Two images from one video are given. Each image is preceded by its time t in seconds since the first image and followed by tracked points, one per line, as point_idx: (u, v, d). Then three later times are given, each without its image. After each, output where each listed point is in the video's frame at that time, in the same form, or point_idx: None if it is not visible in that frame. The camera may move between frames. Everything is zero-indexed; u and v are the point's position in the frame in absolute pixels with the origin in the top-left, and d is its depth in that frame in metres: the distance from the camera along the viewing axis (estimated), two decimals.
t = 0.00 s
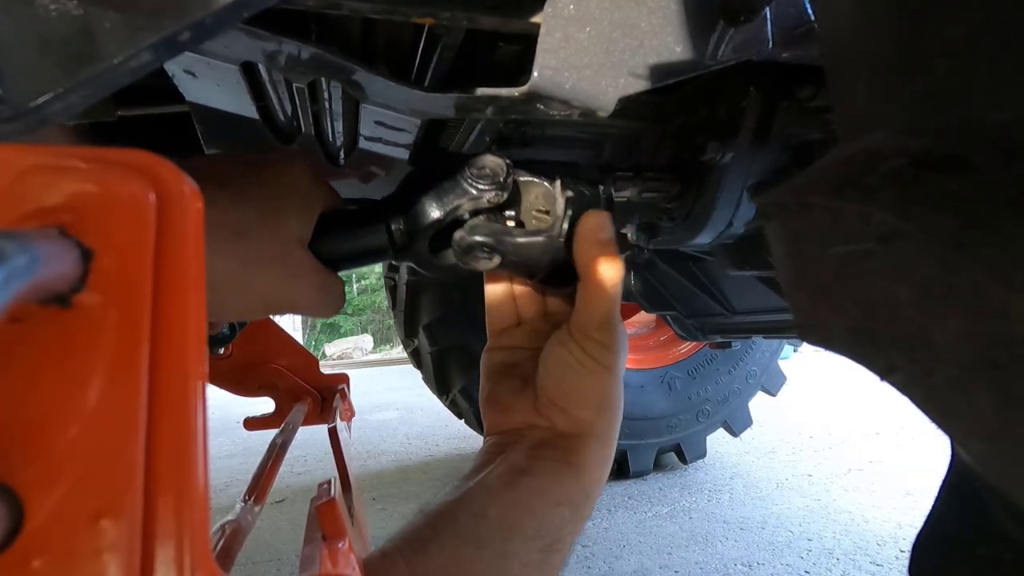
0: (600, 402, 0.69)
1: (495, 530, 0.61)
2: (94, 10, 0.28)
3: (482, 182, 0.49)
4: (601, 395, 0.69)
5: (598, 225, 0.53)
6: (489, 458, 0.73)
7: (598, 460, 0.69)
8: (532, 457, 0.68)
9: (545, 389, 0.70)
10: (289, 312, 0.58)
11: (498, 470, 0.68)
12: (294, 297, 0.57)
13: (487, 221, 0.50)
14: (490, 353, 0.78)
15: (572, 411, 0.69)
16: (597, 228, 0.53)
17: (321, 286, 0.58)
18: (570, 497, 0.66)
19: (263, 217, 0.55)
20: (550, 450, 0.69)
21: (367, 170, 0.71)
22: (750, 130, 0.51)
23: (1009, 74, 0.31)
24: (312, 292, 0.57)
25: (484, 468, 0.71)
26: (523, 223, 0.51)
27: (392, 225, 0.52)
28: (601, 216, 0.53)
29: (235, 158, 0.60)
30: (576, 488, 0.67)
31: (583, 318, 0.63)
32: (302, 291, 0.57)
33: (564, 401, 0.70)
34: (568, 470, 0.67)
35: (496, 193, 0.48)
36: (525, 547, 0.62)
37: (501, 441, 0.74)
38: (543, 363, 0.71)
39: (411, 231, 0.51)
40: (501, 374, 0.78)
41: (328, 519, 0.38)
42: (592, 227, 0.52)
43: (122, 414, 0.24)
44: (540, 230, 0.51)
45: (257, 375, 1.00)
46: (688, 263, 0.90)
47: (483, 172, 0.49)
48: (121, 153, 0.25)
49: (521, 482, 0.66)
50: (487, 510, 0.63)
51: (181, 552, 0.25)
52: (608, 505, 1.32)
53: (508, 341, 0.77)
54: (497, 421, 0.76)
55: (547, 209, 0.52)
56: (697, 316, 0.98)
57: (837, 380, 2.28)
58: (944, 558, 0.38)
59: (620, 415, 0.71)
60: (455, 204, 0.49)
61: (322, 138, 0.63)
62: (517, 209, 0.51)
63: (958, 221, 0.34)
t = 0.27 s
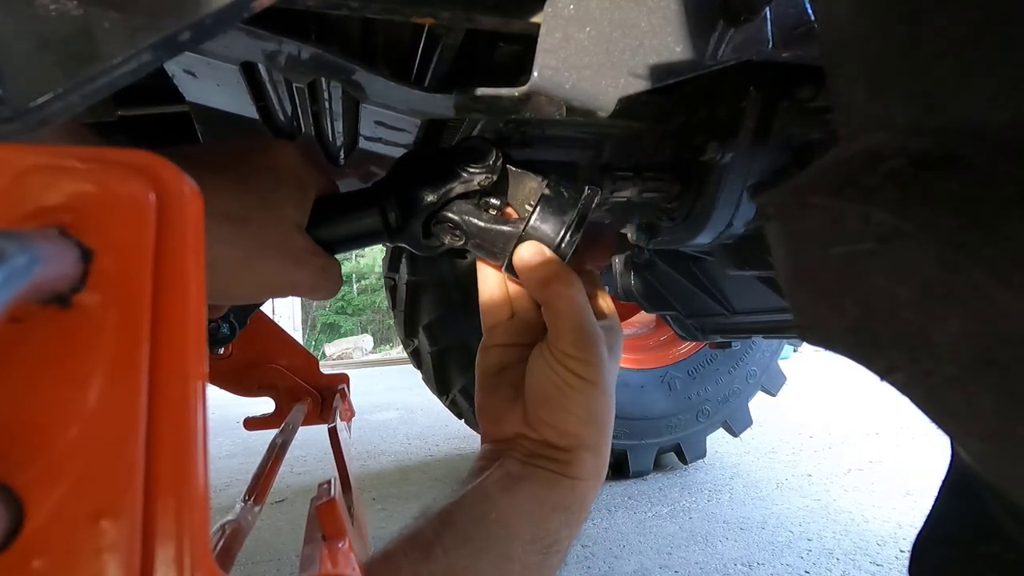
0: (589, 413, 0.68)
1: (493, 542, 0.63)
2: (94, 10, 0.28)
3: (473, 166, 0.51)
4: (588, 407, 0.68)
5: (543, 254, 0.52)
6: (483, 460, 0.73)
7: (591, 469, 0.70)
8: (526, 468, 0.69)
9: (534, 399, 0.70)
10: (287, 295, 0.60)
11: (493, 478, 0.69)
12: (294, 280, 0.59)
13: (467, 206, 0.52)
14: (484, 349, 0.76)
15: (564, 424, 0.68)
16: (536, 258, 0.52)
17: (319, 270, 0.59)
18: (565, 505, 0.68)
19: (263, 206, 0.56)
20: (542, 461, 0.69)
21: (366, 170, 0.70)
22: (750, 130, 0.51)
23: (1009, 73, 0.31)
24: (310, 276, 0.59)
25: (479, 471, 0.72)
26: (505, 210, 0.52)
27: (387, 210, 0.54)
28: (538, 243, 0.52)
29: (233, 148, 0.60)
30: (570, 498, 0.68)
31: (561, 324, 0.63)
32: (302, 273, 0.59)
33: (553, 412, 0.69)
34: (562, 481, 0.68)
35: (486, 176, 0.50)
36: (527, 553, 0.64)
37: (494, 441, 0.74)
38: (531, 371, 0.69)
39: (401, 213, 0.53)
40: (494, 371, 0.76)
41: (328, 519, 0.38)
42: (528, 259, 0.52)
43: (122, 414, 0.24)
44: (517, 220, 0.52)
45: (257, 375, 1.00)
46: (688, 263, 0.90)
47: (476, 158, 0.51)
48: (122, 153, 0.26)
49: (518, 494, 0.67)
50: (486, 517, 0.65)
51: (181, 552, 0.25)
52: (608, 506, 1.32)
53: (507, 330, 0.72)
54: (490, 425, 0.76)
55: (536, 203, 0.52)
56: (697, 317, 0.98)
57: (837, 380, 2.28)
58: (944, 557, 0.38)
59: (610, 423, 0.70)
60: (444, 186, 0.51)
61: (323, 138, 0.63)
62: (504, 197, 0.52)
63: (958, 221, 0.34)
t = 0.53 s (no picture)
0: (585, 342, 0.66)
1: (484, 483, 0.61)
2: (95, 10, 0.28)
3: (476, 174, 0.53)
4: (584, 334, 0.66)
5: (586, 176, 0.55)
6: (486, 412, 0.72)
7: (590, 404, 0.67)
8: (522, 408, 0.67)
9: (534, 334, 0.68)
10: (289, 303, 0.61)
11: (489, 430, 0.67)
12: (296, 288, 0.60)
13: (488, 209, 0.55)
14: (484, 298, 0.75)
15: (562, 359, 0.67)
16: (583, 185, 0.54)
17: (321, 279, 0.62)
18: (562, 443, 0.65)
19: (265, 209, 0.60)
20: (539, 397, 0.67)
21: (367, 170, 0.71)
22: (750, 130, 0.51)
23: (1009, 73, 0.31)
24: (312, 284, 0.61)
25: (478, 428, 0.70)
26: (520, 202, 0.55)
27: (391, 219, 0.59)
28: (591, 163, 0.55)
29: (248, 160, 0.64)
30: (566, 434, 0.65)
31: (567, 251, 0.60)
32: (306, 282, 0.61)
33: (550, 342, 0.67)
34: (558, 414, 0.66)
35: (488, 183, 0.53)
36: (521, 491, 0.61)
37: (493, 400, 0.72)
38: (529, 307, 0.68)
39: (409, 222, 0.58)
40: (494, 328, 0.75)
41: (329, 519, 0.38)
42: (573, 187, 0.54)
43: (122, 414, 0.24)
44: (538, 205, 0.55)
45: (257, 375, 1.00)
46: (689, 264, 0.91)
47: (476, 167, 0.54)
48: (122, 153, 0.25)
49: (512, 436, 0.65)
50: (476, 469, 0.63)
51: (181, 552, 0.25)
52: (608, 506, 1.32)
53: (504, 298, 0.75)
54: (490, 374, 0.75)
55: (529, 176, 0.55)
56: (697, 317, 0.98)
57: (837, 380, 2.27)
58: (944, 557, 0.38)
59: (608, 354, 0.68)
60: (450, 198, 0.55)
61: (323, 138, 0.63)
62: (512, 198, 0.55)
63: (958, 221, 0.34)
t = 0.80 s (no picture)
0: (596, 345, 0.65)
1: (486, 482, 0.61)
2: (94, 10, 0.28)
3: (510, 186, 0.52)
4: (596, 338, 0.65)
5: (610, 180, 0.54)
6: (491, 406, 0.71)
7: (595, 402, 0.67)
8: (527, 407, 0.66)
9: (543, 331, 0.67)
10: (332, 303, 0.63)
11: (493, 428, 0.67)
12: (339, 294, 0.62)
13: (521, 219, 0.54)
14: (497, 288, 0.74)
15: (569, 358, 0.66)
16: (607, 185, 0.54)
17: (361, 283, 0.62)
18: (565, 445, 0.65)
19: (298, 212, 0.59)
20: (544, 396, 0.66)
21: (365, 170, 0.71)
22: (750, 129, 0.51)
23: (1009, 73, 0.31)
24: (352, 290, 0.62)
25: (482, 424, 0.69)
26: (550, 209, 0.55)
27: (424, 226, 0.54)
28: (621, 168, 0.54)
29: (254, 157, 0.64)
30: (569, 433, 0.65)
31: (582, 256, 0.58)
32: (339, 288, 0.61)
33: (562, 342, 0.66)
34: (563, 416, 0.65)
35: (524, 197, 0.51)
36: (522, 491, 0.61)
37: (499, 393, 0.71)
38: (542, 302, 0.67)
39: (445, 232, 0.54)
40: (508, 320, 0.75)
41: (329, 519, 0.38)
42: (597, 185, 0.53)
43: (121, 414, 0.24)
44: (568, 209, 0.54)
45: (258, 375, 1.01)
46: (689, 264, 0.91)
47: (511, 178, 0.52)
48: (122, 153, 0.25)
49: (515, 435, 0.64)
50: (479, 468, 0.63)
51: (181, 552, 0.25)
52: (608, 506, 1.32)
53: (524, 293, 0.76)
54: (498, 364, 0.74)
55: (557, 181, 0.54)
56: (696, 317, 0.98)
57: (837, 380, 2.27)
58: (943, 557, 0.38)
59: (619, 358, 0.67)
60: (489, 209, 0.52)
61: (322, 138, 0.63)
62: (542, 210, 0.55)
63: (957, 221, 0.34)
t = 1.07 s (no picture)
0: (599, 332, 0.64)
1: (485, 470, 0.61)
2: (93, 10, 0.28)
3: (513, 173, 0.53)
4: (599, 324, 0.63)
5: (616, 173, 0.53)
6: (490, 390, 0.71)
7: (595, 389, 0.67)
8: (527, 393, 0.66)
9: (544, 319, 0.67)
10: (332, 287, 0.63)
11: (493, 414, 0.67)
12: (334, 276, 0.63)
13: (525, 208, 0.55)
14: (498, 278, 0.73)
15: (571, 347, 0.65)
16: (616, 177, 0.53)
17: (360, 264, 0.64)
18: (564, 431, 0.64)
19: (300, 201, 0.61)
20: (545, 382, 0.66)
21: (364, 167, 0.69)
22: (750, 129, 0.51)
23: (1008, 74, 0.31)
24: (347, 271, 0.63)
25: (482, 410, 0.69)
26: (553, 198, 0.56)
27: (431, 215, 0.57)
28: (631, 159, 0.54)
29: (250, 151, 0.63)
30: (569, 422, 0.65)
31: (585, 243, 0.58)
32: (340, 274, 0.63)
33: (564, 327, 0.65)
34: (563, 401, 0.65)
35: (528, 184, 0.53)
36: (522, 478, 0.61)
37: (498, 377, 0.70)
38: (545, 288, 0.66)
39: (451, 220, 0.56)
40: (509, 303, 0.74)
41: (328, 519, 0.38)
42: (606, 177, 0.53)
43: (121, 415, 0.24)
44: (569, 197, 0.55)
45: (257, 375, 1.00)
46: (689, 264, 0.91)
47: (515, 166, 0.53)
48: (122, 152, 0.25)
49: (515, 422, 0.64)
50: (479, 456, 0.62)
51: (181, 553, 0.25)
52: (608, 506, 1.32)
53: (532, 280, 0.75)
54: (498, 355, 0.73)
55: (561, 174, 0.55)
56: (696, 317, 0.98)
57: (837, 380, 2.28)
58: (943, 557, 0.38)
59: (621, 343, 0.66)
60: (493, 196, 0.54)
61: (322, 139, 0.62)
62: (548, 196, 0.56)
63: (958, 221, 0.34)
